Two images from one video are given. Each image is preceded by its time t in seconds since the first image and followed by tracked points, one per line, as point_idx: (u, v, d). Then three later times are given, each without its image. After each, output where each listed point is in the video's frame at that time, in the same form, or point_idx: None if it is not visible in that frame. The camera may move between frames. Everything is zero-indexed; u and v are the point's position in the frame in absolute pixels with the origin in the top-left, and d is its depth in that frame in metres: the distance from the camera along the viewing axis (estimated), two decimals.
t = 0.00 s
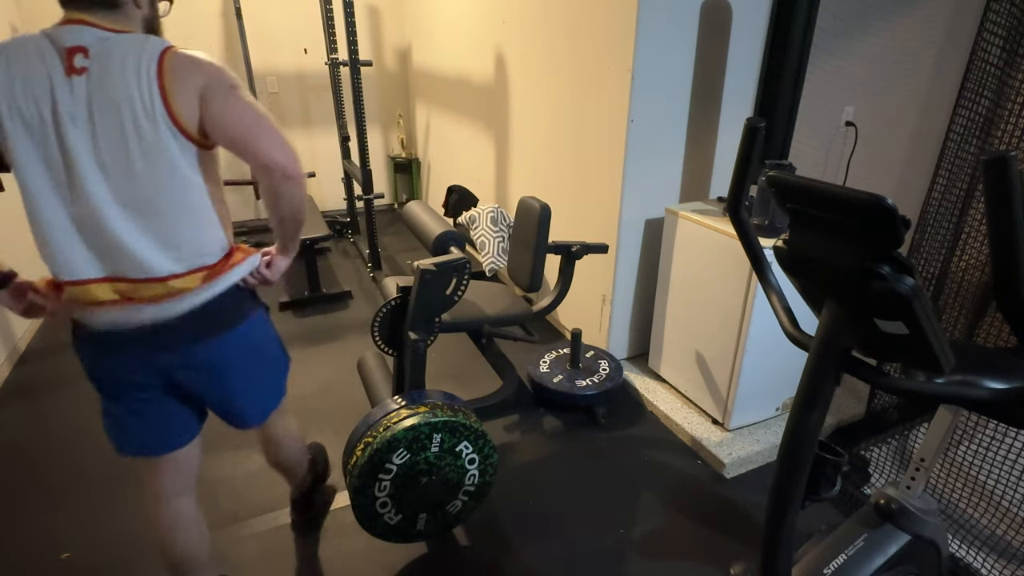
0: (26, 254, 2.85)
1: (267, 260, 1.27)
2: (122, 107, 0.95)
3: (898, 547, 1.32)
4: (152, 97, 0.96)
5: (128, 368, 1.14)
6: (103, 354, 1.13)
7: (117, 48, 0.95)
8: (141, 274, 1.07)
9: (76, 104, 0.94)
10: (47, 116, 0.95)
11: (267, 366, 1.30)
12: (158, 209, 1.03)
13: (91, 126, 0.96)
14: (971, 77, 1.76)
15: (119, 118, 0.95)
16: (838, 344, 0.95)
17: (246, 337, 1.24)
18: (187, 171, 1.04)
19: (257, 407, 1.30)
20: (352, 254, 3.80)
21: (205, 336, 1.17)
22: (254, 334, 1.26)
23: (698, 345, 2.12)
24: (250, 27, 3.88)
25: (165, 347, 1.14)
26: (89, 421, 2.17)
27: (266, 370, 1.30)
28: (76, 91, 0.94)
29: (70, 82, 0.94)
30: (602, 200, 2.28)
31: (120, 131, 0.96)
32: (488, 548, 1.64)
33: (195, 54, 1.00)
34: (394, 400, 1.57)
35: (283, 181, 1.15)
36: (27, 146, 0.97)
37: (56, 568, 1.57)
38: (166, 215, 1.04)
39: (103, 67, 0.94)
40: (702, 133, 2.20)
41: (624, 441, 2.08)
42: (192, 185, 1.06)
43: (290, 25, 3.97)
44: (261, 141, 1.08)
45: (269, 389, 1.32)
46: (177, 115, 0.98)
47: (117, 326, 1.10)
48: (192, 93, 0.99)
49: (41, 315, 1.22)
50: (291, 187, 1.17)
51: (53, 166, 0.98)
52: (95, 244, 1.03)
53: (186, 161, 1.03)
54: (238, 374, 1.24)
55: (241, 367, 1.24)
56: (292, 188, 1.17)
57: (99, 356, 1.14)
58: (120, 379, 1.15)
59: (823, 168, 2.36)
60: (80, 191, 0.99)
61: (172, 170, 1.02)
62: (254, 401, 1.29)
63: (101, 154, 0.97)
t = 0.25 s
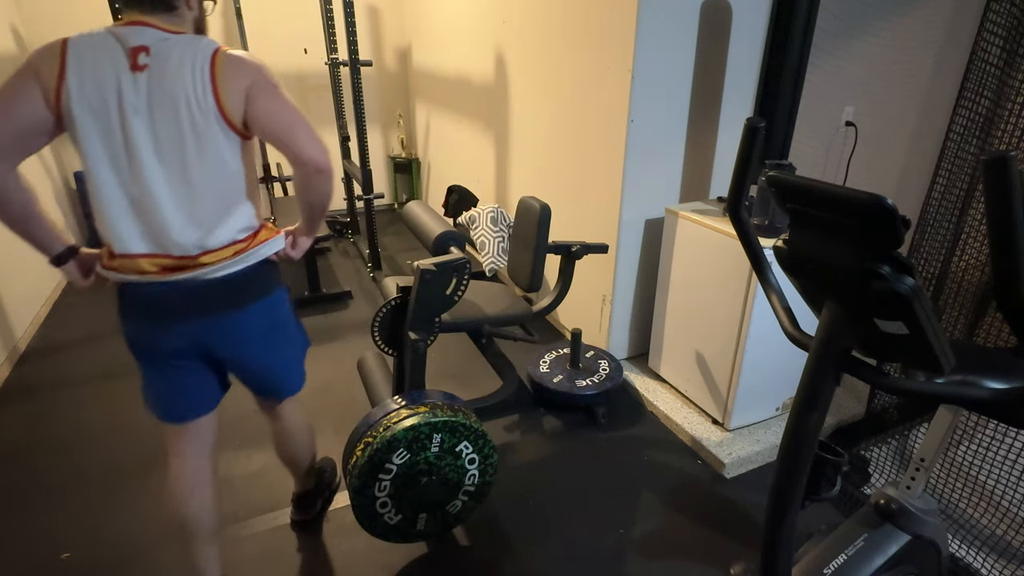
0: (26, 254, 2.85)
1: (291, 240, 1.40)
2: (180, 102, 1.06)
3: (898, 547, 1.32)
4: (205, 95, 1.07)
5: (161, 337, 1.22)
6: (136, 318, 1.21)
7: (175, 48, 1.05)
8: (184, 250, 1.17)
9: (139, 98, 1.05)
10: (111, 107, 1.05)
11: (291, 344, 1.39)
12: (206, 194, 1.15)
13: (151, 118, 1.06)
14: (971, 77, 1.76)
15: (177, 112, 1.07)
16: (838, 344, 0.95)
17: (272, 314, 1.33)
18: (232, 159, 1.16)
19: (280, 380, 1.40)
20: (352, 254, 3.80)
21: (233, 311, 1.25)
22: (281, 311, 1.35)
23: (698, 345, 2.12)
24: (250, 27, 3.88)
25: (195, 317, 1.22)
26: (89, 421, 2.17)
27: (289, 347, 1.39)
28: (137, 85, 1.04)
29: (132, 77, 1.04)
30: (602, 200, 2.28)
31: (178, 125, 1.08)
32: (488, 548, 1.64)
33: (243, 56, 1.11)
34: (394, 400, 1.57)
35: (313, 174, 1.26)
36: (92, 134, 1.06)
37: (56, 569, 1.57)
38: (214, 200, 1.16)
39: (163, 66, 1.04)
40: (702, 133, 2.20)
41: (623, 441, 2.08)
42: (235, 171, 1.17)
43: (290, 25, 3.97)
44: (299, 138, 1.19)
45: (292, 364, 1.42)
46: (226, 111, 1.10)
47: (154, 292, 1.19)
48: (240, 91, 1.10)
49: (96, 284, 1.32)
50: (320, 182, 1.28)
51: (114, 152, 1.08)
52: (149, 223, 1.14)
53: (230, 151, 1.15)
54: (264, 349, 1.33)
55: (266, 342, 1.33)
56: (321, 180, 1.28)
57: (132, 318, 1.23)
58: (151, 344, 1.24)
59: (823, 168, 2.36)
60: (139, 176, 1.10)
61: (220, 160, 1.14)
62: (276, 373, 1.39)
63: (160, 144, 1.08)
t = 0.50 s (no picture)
0: (26, 254, 2.85)
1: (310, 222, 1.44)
2: (219, 90, 1.19)
3: (898, 547, 1.32)
4: (242, 85, 1.20)
5: (190, 304, 1.32)
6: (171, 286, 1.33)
7: (217, 42, 1.18)
8: (216, 225, 1.28)
9: (183, 85, 1.17)
10: (160, 96, 1.18)
11: (313, 323, 1.47)
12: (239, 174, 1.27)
13: (194, 104, 1.19)
14: (971, 77, 1.76)
15: (216, 100, 1.19)
16: (838, 344, 0.95)
17: (294, 293, 1.40)
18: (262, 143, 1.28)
19: (301, 358, 1.48)
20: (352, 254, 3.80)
21: (257, 285, 1.34)
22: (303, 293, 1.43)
23: (697, 345, 2.12)
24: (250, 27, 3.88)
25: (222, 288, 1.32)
26: (90, 421, 2.17)
27: (310, 327, 1.47)
28: (181, 75, 1.17)
29: (178, 68, 1.17)
30: (602, 200, 2.28)
31: (218, 111, 1.20)
32: (489, 548, 1.64)
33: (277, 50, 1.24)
34: (393, 400, 1.57)
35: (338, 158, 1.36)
36: (141, 119, 1.19)
37: (56, 568, 1.57)
38: (246, 180, 1.28)
39: (206, 59, 1.17)
40: (702, 133, 2.20)
41: (623, 440, 2.08)
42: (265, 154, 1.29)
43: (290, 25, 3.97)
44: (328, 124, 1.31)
45: (313, 343, 1.49)
46: (260, 97, 1.23)
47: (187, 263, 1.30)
48: (274, 80, 1.23)
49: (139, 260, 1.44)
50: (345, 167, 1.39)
51: (159, 135, 1.21)
52: (190, 200, 1.26)
53: (262, 135, 1.27)
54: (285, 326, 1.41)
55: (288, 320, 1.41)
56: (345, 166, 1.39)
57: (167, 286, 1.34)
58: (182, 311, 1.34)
59: (824, 168, 2.33)
60: (183, 156, 1.22)
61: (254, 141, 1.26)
62: (297, 351, 1.46)
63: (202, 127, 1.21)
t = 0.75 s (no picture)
0: (26, 255, 2.85)
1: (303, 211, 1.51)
2: (222, 85, 1.26)
3: (898, 547, 1.32)
4: (242, 79, 1.27)
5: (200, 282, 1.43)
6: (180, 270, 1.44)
7: (222, 41, 1.26)
8: (221, 210, 1.36)
9: (191, 81, 1.26)
10: (169, 91, 1.26)
11: (311, 312, 1.50)
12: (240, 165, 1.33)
13: (200, 98, 1.27)
14: (971, 77, 1.76)
15: (219, 95, 1.27)
16: (838, 344, 0.95)
17: (289, 280, 1.45)
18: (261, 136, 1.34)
19: (300, 347, 1.51)
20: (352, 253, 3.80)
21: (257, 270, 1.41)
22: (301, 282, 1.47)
23: (698, 345, 2.12)
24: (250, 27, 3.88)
25: (220, 271, 1.40)
26: (89, 421, 2.17)
27: (309, 316, 1.50)
28: (189, 72, 1.25)
29: (186, 66, 1.25)
30: (603, 200, 2.27)
31: (221, 105, 1.28)
32: (489, 548, 1.64)
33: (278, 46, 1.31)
34: (393, 400, 1.57)
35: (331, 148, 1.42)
36: (153, 113, 1.28)
37: (56, 568, 1.57)
38: (247, 170, 1.34)
39: (212, 57, 1.25)
40: (702, 133, 2.20)
41: (624, 440, 2.09)
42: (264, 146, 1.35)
43: (290, 24, 3.97)
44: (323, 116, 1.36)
45: (314, 332, 1.52)
46: (258, 91, 1.29)
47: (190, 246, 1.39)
48: (273, 73, 1.29)
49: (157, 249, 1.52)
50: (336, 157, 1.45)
51: (170, 128, 1.29)
52: (197, 188, 1.34)
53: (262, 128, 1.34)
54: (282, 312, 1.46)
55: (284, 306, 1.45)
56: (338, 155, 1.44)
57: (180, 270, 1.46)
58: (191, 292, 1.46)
59: (823, 168, 2.33)
60: (191, 147, 1.31)
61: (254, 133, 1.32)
62: (295, 340, 1.50)
63: (207, 120, 1.29)
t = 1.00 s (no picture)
0: (26, 255, 2.85)
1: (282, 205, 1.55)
2: (199, 90, 1.35)
3: (898, 547, 1.32)
4: (216, 84, 1.34)
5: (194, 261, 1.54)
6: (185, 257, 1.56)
7: (203, 48, 1.34)
8: (206, 204, 1.45)
9: (174, 86, 1.35)
10: (154, 93, 1.36)
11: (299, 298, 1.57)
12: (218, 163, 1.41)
13: (182, 102, 1.36)
14: (971, 77, 1.76)
15: (196, 98, 1.35)
16: (838, 344, 0.95)
17: (278, 267, 1.53)
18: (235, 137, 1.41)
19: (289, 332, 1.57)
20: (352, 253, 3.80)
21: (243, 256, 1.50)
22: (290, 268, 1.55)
23: (698, 345, 2.12)
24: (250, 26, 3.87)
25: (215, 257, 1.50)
26: (89, 421, 2.17)
27: (298, 301, 1.57)
28: (171, 77, 1.34)
29: (169, 71, 1.34)
30: (603, 200, 2.27)
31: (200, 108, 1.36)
32: (489, 548, 1.64)
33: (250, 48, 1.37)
34: (393, 400, 1.57)
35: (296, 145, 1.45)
36: (141, 114, 1.39)
37: (56, 568, 1.57)
38: (225, 168, 1.42)
39: (191, 63, 1.34)
40: (702, 133, 2.20)
41: (624, 440, 2.09)
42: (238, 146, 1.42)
43: (290, 24, 3.97)
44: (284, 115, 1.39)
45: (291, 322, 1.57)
46: (230, 94, 1.36)
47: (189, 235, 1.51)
48: (242, 74, 1.35)
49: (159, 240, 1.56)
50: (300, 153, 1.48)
51: (156, 128, 1.40)
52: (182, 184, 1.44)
53: (238, 128, 1.41)
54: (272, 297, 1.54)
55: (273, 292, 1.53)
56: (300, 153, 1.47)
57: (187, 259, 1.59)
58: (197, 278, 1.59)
59: (823, 168, 2.33)
60: (175, 147, 1.40)
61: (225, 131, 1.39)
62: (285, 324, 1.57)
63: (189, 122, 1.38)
